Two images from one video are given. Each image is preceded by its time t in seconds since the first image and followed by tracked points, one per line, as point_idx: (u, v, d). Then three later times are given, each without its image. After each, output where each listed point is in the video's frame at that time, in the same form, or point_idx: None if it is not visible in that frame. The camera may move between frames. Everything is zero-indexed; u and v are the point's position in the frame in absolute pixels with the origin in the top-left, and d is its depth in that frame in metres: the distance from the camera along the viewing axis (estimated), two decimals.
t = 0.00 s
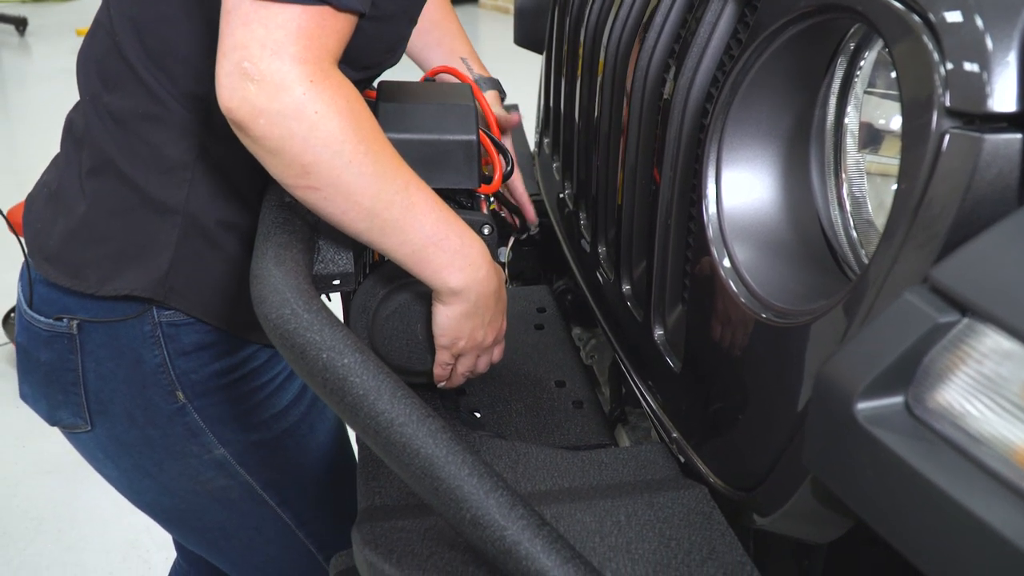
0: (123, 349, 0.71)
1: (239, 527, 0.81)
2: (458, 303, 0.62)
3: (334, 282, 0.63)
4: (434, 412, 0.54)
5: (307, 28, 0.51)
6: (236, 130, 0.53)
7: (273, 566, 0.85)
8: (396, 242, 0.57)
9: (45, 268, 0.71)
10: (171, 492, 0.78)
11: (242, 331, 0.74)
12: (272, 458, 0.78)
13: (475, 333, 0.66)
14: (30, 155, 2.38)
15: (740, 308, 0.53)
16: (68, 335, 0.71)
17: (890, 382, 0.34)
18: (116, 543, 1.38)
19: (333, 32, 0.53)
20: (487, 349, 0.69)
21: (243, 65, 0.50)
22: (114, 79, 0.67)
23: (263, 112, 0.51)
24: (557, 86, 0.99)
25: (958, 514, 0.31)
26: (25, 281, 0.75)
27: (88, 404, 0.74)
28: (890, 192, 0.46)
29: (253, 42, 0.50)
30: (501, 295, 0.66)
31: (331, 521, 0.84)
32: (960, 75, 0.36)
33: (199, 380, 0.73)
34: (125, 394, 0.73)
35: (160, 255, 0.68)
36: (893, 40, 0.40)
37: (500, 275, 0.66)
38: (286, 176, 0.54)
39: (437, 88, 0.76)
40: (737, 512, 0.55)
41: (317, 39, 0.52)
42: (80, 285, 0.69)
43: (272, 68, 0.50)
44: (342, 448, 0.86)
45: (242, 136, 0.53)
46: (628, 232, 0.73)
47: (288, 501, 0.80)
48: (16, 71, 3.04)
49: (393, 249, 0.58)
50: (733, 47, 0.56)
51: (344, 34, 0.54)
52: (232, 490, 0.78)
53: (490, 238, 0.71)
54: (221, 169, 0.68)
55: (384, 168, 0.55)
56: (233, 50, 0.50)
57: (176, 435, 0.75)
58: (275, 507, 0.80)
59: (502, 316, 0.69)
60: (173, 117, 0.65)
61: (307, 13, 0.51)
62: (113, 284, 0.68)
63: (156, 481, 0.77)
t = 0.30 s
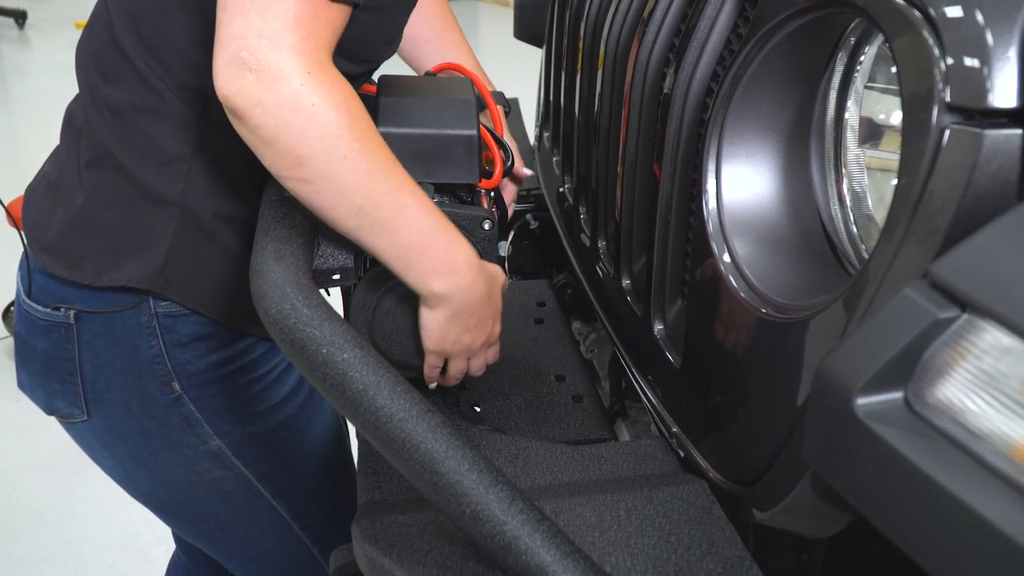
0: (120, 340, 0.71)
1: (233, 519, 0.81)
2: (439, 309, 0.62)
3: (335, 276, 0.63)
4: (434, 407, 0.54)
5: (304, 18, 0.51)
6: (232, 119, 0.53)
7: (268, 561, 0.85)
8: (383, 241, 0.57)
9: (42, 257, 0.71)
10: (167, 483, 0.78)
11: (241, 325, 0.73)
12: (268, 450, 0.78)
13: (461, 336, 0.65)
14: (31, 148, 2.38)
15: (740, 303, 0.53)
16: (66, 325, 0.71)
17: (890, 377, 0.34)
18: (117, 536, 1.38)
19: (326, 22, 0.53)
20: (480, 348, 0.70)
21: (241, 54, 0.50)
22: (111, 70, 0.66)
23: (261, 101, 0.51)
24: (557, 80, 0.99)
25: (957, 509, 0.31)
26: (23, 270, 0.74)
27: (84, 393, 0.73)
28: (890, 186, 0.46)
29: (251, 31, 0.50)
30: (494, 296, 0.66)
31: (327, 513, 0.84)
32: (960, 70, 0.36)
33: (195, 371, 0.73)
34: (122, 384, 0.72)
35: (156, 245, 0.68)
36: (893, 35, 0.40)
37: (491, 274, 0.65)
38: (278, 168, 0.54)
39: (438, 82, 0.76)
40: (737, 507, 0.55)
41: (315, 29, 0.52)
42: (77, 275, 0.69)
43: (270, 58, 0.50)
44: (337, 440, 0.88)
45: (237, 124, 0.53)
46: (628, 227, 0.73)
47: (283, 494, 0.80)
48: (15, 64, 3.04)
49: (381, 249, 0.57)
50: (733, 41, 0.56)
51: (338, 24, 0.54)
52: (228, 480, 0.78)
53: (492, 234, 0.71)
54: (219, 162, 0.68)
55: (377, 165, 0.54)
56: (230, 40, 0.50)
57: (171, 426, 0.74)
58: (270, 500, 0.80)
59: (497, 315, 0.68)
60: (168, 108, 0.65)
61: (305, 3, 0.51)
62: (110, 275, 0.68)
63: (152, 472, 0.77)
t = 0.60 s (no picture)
0: (100, 313, 0.66)
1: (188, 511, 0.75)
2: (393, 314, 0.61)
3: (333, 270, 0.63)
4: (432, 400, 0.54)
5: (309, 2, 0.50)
6: (223, 90, 0.51)
7: (219, 561, 0.80)
8: (349, 241, 0.56)
9: (32, 232, 0.67)
10: (128, 467, 0.73)
11: (234, 313, 0.70)
12: (243, 442, 0.74)
13: (419, 345, 0.65)
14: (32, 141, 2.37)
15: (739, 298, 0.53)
16: (48, 295, 0.67)
17: (889, 371, 0.34)
18: (118, 529, 1.38)
19: (325, 6, 0.52)
20: (448, 360, 0.68)
21: (243, 29, 0.49)
22: (105, 48, 0.64)
23: (258, 77, 0.50)
24: (557, 73, 0.99)
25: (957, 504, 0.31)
26: (12, 241, 0.71)
27: (59, 366, 0.69)
28: (890, 180, 0.46)
29: (255, 9, 0.49)
30: (464, 314, 0.64)
31: (287, 517, 0.80)
32: (960, 63, 0.36)
33: (176, 352, 0.68)
34: (97, 359, 0.68)
35: (145, 225, 0.64)
36: (893, 29, 0.40)
37: (464, 293, 0.63)
38: (264, 148, 0.52)
39: (438, 75, 0.75)
40: (736, 499, 0.56)
41: (317, 11, 0.51)
42: (64, 250, 0.65)
43: (273, 36, 0.49)
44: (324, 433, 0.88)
45: (228, 97, 0.51)
46: (627, 220, 0.73)
47: (244, 490, 0.75)
48: (15, 57, 3.03)
49: (344, 246, 0.56)
50: (733, 35, 0.55)
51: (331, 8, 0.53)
52: (190, 471, 0.73)
53: (491, 227, 0.71)
54: (218, 147, 0.66)
55: (361, 163, 0.53)
56: (231, 13, 0.49)
57: (141, 406, 0.69)
58: (230, 495, 0.75)
59: (468, 334, 0.66)
60: (165, 89, 0.62)
61: None
62: (98, 251, 0.65)
63: (116, 455, 0.72)
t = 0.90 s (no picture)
0: (96, 303, 0.66)
1: (176, 505, 0.74)
2: (405, 304, 0.61)
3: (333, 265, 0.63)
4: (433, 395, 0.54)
5: None
6: (218, 87, 0.52)
7: (202, 557, 0.79)
8: (353, 233, 0.56)
9: (28, 223, 0.66)
10: (118, 459, 0.72)
11: (233, 309, 0.70)
12: (236, 437, 0.74)
13: (431, 331, 0.64)
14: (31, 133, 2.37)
15: (739, 294, 0.53)
16: (43, 283, 0.66)
17: (889, 368, 0.34)
18: (117, 522, 1.39)
19: None
20: (459, 348, 0.68)
21: (232, 25, 0.49)
22: (105, 41, 0.63)
23: (247, 72, 0.50)
24: (557, 67, 0.99)
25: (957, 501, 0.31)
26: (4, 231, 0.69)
27: (53, 356, 0.68)
28: (890, 175, 0.46)
29: (243, 3, 0.49)
30: (470, 300, 0.64)
31: (271, 515, 0.80)
32: (960, 59, 0.36)
33: (171, 345, 0.68)
34: (91, 349, 0.67)
35: (143, 219, 0.64)
36: (894, 23, 0.40)
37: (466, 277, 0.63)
38: (259, 143, 0.52)
39: (438, 70, 0.75)
40: (736, 495, 0.56)
41: (309, 5, 0.51)
42: (61, 241, 0.64)
43: (262, 30, 0.49)
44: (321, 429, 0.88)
45: (223, 96, 0.52)
46: (627, 216, 0.73)
47: (232, 487, 0.75)
48: (15, 51, 3.03)
49: (349, 239, 0.56)
50: (733, 30, 0.55)
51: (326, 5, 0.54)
52: (179, 464, 0.73)
53: (490, 222, 0.71)
54: (219, 141, 0.66)
55: (356, 155, 0.53)
56: (222, 9, 0.49)
57: (135, 398, 0.69)
58: (217, 490, 0.75)
59: (477, 318, 0.66)
60: (166, 82, 0.62)
61: None
62: (96, 242, 0.64)
63: (107, 447, 0.71)
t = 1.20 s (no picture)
0: (100, 307, 0.66)
1: (183, 505, 0.74)
2: (407, 305, 0.60)
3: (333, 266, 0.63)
4: (433, 397, 0.54)
5: None
6: (223, 89, 0.51)
7: (209, 556, 0.78)
8: (357, 234, 0.56)
9: (29, 226, 0.66)
10: (125, 461, 0.72)
11: (234, 309, 0.70)
12: (241, 437, 0.74)
13: (433, 333, 0.64)
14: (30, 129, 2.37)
15: (738, 295, 0.53)
16: (46, 288, 0.66)
17: (888, 373, 0.34)
18: (118, 520, 1.39)
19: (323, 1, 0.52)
20: (461, 348, 0.68)
21: (238, 26, 0.49)
22: (105, 44, 0.64)
23: (254, 73, 0.50)
24: (557, 66, 0.99)
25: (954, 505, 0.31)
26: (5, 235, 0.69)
27: (57, 360, 0.68)
28: (889, 178, 0.46)
29: (250, 4, 0.49)
30: (472, 301, 0.65)
31: (275, 513, 0.80)
32: (959, 63, 0.36)
33: (175, 347, 0.68)
34: (96, 352, 0.67)
35: (145, 222, 0.64)
36: (893, 27, 0.40)
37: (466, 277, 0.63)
38: (264, 144, 0.52)
39: (438, 69, 0.75)
40: (735, 496, 0.56)
41: (314, 7, 0.51)
42: (64, 245, 0.64)
43: (268, 31, 0.49)
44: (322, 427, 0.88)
45: (228, 96, 0.52)
46: (626, 216, 0.73)
47: (237, 486, 0.75)
48: (13, 47, 3.02)
49: (353, 240, 0.56)
50: (732, 32, 0.55)
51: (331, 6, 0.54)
52: (187, 465, 0.73)
53: (490, 222, 0.71)
54: (219, 143, 0.66)
55: (362, 156, 0.53)
56: (228, 11, 0.49)
57: (141, 401, 0.69)
58: (223, 490, 0.75)
59: (478, 319, 0.67)
60: (167, 85, 0.62)
61: None
62: (97, 246, 0.64)
63: (113, 449, 0.71)
